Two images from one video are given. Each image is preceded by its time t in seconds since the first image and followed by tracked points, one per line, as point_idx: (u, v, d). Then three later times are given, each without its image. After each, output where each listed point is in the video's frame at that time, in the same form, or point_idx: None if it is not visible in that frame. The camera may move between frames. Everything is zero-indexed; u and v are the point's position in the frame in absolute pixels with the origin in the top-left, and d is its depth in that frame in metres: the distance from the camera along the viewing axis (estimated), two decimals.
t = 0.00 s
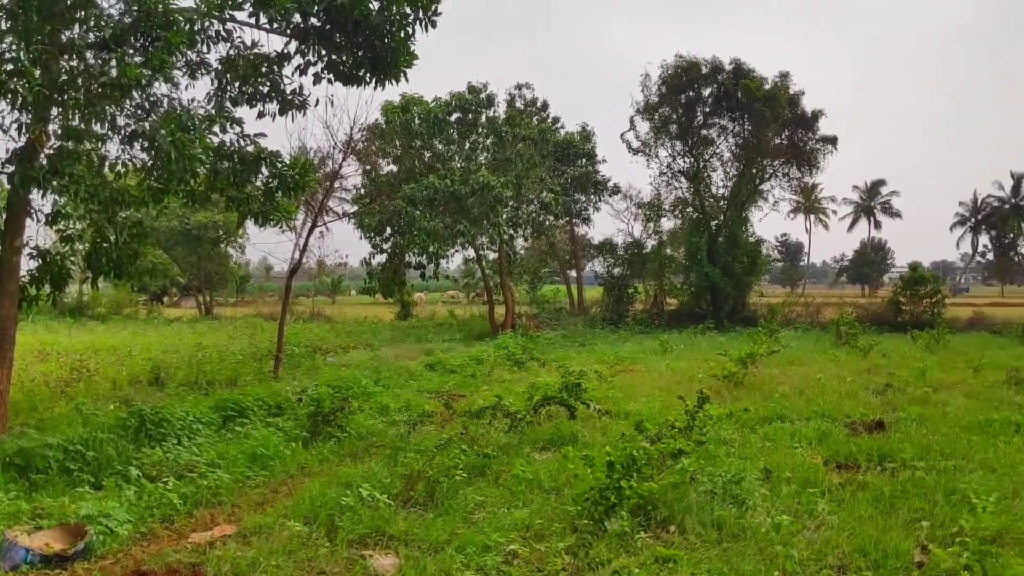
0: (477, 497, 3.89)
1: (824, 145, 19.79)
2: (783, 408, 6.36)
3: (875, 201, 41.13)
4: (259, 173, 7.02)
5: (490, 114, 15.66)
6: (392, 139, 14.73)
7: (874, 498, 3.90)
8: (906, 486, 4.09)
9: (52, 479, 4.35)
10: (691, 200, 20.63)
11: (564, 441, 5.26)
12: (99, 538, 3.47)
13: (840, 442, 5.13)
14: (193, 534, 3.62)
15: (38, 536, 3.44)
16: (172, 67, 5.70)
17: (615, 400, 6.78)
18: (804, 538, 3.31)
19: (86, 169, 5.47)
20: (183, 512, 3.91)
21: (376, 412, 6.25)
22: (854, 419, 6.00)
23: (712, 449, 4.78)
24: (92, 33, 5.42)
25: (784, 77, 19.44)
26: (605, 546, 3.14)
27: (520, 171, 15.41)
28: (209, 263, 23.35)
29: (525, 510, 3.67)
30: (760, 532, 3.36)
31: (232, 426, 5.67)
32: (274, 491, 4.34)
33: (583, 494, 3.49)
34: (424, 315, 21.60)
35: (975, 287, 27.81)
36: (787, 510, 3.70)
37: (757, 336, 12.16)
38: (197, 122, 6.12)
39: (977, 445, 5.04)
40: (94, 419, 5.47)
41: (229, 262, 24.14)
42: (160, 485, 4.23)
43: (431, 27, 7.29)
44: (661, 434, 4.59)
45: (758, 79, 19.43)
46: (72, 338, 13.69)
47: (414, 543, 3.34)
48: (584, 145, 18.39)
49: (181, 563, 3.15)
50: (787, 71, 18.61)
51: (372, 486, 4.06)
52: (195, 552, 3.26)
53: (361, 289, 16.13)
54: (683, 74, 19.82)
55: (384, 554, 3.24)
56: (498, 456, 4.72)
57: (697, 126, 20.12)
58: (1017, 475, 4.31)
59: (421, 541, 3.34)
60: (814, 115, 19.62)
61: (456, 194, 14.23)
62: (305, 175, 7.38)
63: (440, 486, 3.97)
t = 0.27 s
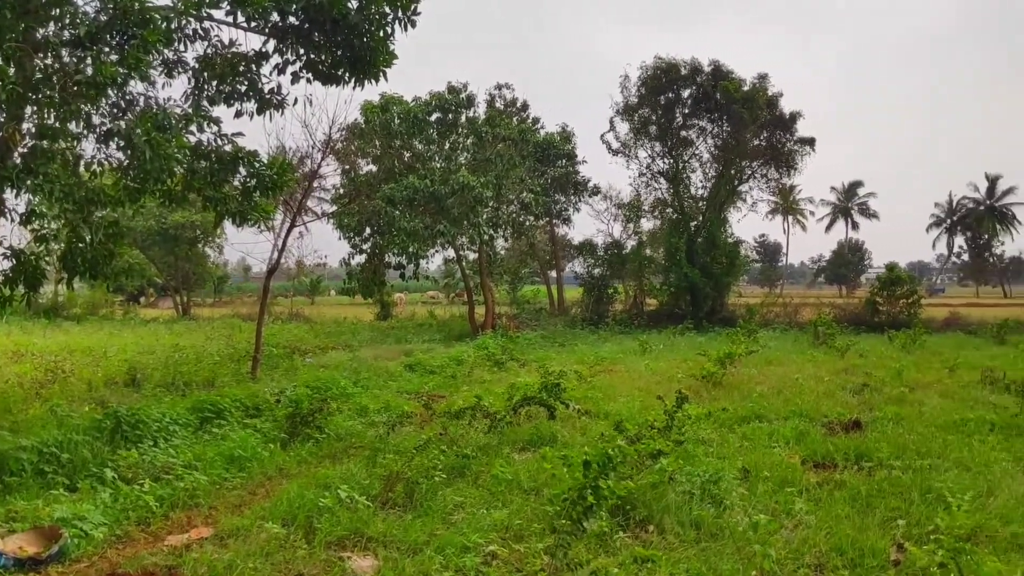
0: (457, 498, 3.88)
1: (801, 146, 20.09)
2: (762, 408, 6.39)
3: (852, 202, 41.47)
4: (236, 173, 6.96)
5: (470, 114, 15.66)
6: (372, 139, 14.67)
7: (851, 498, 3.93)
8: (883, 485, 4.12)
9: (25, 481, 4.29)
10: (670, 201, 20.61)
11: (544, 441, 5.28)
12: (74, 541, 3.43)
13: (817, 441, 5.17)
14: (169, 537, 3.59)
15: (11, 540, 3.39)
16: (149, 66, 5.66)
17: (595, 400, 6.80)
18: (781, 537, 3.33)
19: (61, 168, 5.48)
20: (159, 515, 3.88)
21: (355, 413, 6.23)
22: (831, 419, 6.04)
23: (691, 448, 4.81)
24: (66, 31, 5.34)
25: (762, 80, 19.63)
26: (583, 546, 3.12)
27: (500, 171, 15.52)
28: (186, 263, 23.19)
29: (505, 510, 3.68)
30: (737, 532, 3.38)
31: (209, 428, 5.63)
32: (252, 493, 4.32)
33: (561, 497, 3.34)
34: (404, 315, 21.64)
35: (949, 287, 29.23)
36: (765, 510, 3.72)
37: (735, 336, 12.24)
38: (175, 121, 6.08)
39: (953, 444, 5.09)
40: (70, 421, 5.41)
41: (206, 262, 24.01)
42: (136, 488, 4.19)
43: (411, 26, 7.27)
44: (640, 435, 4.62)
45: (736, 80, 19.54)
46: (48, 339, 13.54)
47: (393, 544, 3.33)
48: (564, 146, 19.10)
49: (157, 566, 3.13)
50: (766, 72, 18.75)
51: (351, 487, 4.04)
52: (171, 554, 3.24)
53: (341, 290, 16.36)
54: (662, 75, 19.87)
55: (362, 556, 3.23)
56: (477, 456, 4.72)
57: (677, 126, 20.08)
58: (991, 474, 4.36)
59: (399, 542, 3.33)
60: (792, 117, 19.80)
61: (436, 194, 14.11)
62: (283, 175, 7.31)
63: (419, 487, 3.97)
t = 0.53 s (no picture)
0: (438, 499, 3.88)
1: (782, 147, 20.08)
2: (742, 407, 6.43)
3: (831, 202, 41.73)
4: (215, 172, 6.84)
5: (452, 114, 15.78)
6: (353, 138, 14.46)
7: (830, 496, 3.96)
8: (861, 484, 4.15)
9: None
10: (651, 201, 20.83)
11: (525, 441, 5.28)
12: (50, 543, 3.39)
13: (797, 439, 5.20)
14: (147, 539, 3.56)
15: None
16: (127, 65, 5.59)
17: (576, 399, 6.81)
18: (760, 536, 3.35)
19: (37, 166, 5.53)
20: (137, 517, 3.85)
21: (335, 413, 6.22)
22: (811, 418, 6.07)
23: (672, 447, 4.83)
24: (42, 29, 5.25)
25: (742, 81, 19.78)
26: (564, 546, 3.12)
27: (482, 171, 15.64)
28: (165, 263, 23.05)
29: (486, 510, 3.69)
30: (717, 531, 3.39)
31: (188, 428, 5.59)
32: (232, 494, 4.30)
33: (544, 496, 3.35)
34: (386, 315, 21.67)
35: (930, 285, 37.09)
36: (744, 509, 3.73)
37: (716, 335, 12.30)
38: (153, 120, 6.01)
39: (930, 441, 5.14)
40: (46, 422, 5.35)
41: (186, 261, 23.90)
42: (113, 489, 4.15)
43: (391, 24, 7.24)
44: (620, 434, 4.65)
45: (717, 81, 19.62)
46: (25, 339, 13.39)
47: (373, 545, 3.32)
48: (546, 146, 18.94)
49: (134, 568, 3.11)
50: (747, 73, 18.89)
51: (331, 488, 4.03)
52: (149, 556, 3.21)
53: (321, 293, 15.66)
54: (644, 76, 19.94)
55: (343, 557, 3.21)
56: (458, 456, 4.71)
57: (658, 127, 20.20)
58: (967, 472, 4.41)
59: (380, 543, 3.33)
60: (772, 118, 19.90)
61: (417, 193, 13.80)
62: (263, 174, 7.20)
63: (400, 488, 3.97)
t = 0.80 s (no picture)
0: (417, 499, 3.87)
1: (761, 146, 20.18)
2: (720, 405, 6.46)
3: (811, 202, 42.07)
4: (192, 171, 6.72)
5: (432, 112, 15.76)
6: (332, 137, 14.40)
7: (807, 493, 3.99)
8: (838, 481, 4.19)
9: None
10: (631, 200, 20.66)
11: (505, 439, 5.29)
12: (23, 546, 3.34)
13: (775, 437, 5.23)
14: (122, 541, 3.54)
15: None
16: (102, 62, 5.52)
17: (555, 398, 6.83)
18: (738, 533, 3.37)
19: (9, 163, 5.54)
20: (112, 518, 3.82)
21: (314, 414, 6.20)
22: (789, 416, 6.11)
23: (651, 446, 4.85)
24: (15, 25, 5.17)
25: (721, 81, 19.89)
26: (543, 544, 3.10)
27: (462, 170, 15.50)
28: (143, 263, 22.89)
29: (465, 510, 3.69)
30: (695, 529, 3.41)
31: (165, 429, 5.55)
32: (209, 495, 4.27)
33: (521, 495, 3.33)
34: (366, 315, 21.67)
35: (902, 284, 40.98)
36: (722, 507, 3.75)
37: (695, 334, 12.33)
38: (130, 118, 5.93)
39: (907, 439, 5.18)
40: (20, 423, 5.29)
41: (165, 260, 23.77)
42: (88, 491, 4.10)
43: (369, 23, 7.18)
44: (600, 433, 4.67)
45: (696, 80, 19.73)
46: None
47: (352, 545, 3.32)
48: (526, 145, 19.11)
49: (109, 571, 3.08)
50: (726, 73, 19.05)
51: (309, 489, 4.01)
52: (125, 558, 3.19)
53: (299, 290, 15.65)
54: (623, 75, 20.04)
55: (321, 558, 3.19)
56: (437, 457, 4.69)
57: (637, 126, 20.30)
58: (943, 469, 4.45)
59: (358, 543, 3.32)
60: (751, 117, 19.94)
61: (397, 193, 14.11)
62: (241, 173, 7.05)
63: (379, 488, 3.96)
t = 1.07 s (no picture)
0: (397, 499, 3.87)
1: (738, 146, 20.42)
2: (699, 403, 6.50)
3: (788, 201, 42.43)
4: (169, 170, 6.67)
5: (410, 111, 15.61)
6: (310, 136, 14.26)
7: (785, 490, 4.02)
8: (815, 478, 4.21)
9: None
10: (611, 200, 20.77)
11: (484, 439, 5.29)
12: None
13: (754, 435, 5.27)
14: (98, 544, 3.51)
15: None
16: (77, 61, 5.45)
17: (535, 398, 6.84)
18: (716, 531, 3.39)
19: None
20: (88, 521, 3.79)
21: (293, 414, 6.17)
22: (767, 414, 6.16)
23: (630, 444, 4.87)
24: None
25: (700, 81, 19.99)
26: (522, 544, 3.07)
27: (441, 170, 15.63)
28: (120, 263, 22.71)
29: (444, 510, 3.69)
30: (674, 527, 3.42)
31: (141, 431, 5.50)
32: (186, 497, 4.24)
33: (501, 496, 3.27)
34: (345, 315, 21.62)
35: (882, 283, 43.03)
36: (700, 505, 3.77)
37: (674, 333, 12.38)
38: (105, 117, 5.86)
39: (883, 436, 5.23)
40: None
41: (142, 261, 23.61)
42: (64, 493, 4.05)
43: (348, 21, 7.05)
44: (580, 432, 4.68)
45: (675, 80, 19.81)
46: None
47: (332, 547, 3.31)
48: (506, 145, 19.00)
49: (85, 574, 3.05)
50: (704, 74, 19.16)
51: (287, 490, 4.00)
52: (101, 561, 3.17)
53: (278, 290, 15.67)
54: (603, 75, 20.03)
55: (300, 559, 3.18)
56: (417, 457, 4.69)
57: (617, 126, 20.35)
58: (919, 465, 4.50)
59: (338, 545, 3.32)
60: (729, 117, 20.08)
61: (376, 192, 14.01)
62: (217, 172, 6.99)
63: (358, 488, 3.95)
